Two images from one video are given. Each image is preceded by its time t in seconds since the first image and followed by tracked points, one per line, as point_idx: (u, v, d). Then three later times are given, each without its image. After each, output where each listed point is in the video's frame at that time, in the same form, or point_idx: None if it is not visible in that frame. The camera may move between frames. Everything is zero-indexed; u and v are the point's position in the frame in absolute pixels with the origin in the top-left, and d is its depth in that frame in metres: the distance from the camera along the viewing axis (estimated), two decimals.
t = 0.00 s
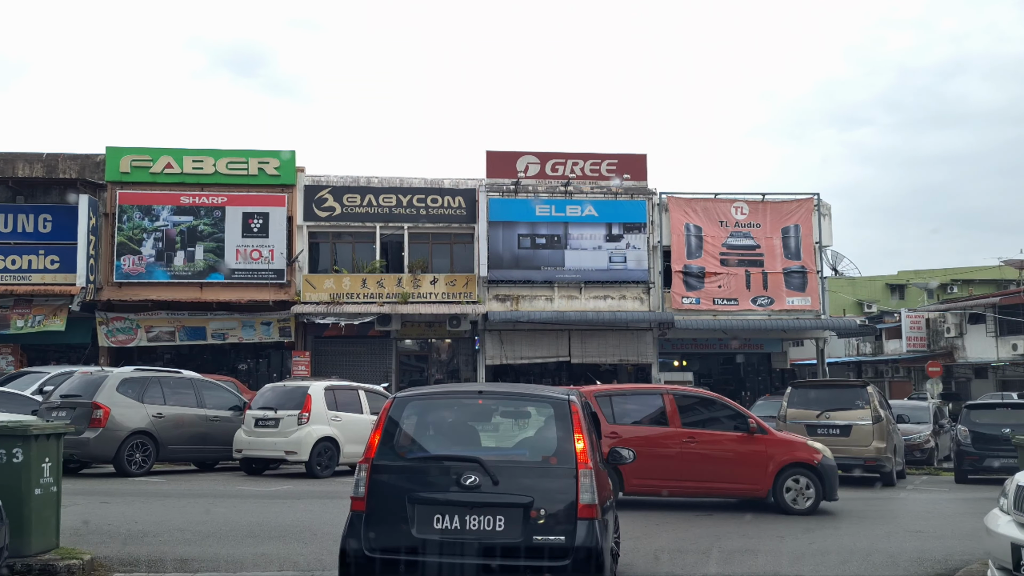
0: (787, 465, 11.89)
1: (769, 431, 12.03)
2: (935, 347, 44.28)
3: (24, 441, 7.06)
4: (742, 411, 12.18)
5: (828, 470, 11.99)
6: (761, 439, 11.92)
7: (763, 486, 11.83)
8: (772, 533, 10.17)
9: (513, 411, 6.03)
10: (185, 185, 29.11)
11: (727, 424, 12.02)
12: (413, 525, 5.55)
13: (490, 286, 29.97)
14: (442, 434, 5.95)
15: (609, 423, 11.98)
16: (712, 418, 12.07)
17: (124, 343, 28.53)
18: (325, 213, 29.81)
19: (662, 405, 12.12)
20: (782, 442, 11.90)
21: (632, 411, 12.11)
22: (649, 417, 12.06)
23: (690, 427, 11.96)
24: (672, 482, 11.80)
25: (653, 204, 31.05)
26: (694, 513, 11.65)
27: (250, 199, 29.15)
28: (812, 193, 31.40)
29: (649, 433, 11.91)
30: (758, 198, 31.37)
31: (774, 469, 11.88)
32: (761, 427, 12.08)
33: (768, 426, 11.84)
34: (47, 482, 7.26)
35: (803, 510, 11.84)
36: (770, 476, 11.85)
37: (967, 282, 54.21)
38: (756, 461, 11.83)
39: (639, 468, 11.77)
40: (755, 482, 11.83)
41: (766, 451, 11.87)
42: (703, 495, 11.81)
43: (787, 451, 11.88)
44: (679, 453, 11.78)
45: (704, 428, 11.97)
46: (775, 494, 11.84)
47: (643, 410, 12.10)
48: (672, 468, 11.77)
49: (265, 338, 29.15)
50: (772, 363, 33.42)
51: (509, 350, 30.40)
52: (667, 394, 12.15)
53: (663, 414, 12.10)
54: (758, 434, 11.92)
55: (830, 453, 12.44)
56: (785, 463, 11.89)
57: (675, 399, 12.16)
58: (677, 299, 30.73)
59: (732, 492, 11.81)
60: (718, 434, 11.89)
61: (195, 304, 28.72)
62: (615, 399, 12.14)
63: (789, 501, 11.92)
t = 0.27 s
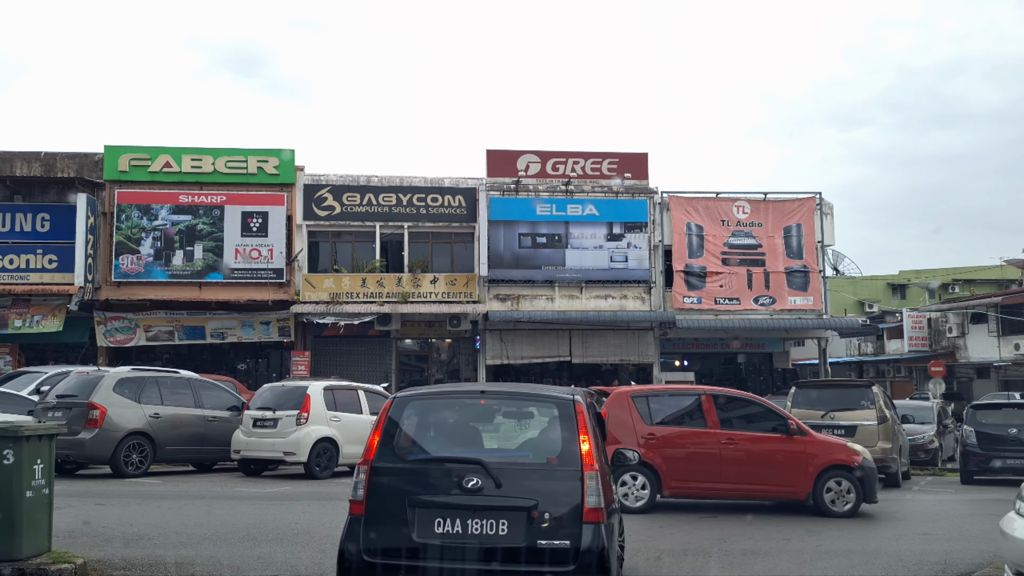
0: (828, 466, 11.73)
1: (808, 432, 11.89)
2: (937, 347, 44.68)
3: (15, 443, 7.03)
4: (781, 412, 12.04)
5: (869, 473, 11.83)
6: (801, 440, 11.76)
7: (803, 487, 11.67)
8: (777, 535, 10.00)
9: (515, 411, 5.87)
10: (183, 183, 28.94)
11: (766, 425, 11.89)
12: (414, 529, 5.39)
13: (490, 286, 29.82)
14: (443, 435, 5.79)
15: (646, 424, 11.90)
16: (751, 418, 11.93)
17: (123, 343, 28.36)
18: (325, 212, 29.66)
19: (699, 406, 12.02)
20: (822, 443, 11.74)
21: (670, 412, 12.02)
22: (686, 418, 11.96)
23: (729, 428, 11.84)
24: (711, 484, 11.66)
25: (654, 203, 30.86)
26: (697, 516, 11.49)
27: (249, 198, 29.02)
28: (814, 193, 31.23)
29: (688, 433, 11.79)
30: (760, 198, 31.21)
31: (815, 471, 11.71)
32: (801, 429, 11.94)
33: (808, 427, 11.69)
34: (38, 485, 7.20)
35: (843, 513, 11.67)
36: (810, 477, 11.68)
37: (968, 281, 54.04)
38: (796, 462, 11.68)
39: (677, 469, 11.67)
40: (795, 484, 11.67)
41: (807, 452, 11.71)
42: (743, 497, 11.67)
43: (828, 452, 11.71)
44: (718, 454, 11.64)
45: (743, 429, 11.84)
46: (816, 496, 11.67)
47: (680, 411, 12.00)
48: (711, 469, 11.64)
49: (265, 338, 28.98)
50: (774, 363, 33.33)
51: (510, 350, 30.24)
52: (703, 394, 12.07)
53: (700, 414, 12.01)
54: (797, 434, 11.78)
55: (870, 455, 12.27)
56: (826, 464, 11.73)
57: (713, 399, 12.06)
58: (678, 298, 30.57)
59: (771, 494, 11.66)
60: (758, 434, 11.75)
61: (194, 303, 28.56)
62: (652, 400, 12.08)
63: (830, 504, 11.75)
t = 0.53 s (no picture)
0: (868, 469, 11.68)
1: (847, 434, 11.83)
2: (939, 347, 44.06)
3: (9, 444, 7.02)
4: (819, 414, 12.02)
5: (908, 474, 11.78)
6: (840, 442, 11.74)
7: (843, 489, 11.64)
8: (782, 537, 9.89)
9: (517, 413, 5.78)
10: (183, 183, 28.85)
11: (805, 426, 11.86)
12: (414, 534, 5.29)
13: (491, 285, 29.73)
14: (443, 437, 5.69)
15: (685, 424, 11.80)
16: (790, 420, 11.88)
17: (122, 343, 28.26)
18: (325, 211, 29.56)
19: (737, 407, 11.96)
20: (862, 445, 11.69)
21: (708, 413, 11.94)
22: (725, 419, 11.89)
23: (768, 429, 11.79)
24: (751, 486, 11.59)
25: (655, 203, 30.76)
26: (699, 517, 11.40)
27: (249, 198, 28.93)
28: (815, 192, 31.12)
29: (726, 434, 11.73)
30: (761, 197, 31.11)
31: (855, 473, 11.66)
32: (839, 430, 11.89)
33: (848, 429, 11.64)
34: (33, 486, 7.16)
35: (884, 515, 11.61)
36: (850, 479, 11.66)
37: (970, 281, 53.91)
38: (835, 464, 11.65)
39: (717, 470, 11.57)
40: (835, 486, 11.64)
41: (847, 454, 11.67)
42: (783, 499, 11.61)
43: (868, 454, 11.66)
44: (756, 455, 11.59)
45: (782, 431, 11.78)
46: (856, 498, 11.62)
47: (718, 412, 11.92)
48: (752, 470, 11.57)
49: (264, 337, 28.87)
50: (775, 363, 33.25)
51: (510, 350, 30.13)
52: (742, 396, 12.02)
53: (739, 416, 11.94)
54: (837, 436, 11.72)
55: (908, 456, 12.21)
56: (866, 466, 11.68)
57: (751, 401, 12.01)
58: (679, 298, 30.45)
59: (812, 496, 11.61)
60: (798, 436, 11.69)
61: (194, 303, 28.46)
62: (690, 401, 11.99)
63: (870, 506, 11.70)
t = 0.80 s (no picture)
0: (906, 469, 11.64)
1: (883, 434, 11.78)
2: (939, 347, 44.12)
3: (7, 444, 7.02)
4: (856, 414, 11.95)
5: (945, 475, 11.74)
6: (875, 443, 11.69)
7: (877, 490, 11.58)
8: (783, 536, 9.84)
9: (517, 413, 5.75)
10: (182, 182, 28.82)
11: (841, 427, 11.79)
12: (414, 535, 5.25)
13: (491, 285, 29.70)
14: (444, 437, 5.66)
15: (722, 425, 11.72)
16: (826, 420, 11.82)
17: (122, 343, 28.24)
18: (325, 211, 29.53)
19: (773, 408, 11.90)
20: (899, 445, 11.65)
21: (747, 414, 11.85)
22: (762, 420, 11.82)
23: (806, 430, 11.72)
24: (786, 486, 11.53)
25: (655, 202, 30.74)
26: (700, 517, 11.36)
27: (249, 198, 28.90)
28: (815, 192, 31.09)
29: (763, 435, 11.66)
30: (762, 197, 31.09)
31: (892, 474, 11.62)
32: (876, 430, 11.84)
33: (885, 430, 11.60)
34: (31, 486, 7.15)
35: (921, 515, 11.58)
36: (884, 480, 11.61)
37: (970, 281, 53.87)
38: (873, 464, 11.61)
39: (755, 471, 11.50)
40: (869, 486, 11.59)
41: (884, 454, 11.62)
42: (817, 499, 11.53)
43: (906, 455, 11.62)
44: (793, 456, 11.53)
45: (819, 432, 11.72)
46: (893, 499, 11.58)
47: (755, 413, 11.82)
48: (791, 471, 11.50)
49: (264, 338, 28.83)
50: (775, 363, 33.22)
51: (510, 350, 30.09)
52: (778, 396, 11.96)
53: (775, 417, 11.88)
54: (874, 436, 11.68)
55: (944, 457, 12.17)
56: (903, 467, 11.64)
57: (788, 401, 11.94)
58: (680, 298, 30.42)
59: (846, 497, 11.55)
60: (835, 437, 11.64)
61: (194, 302, 28.42)
62: (727, 401, 11.89)
63: (907, 507, 11.66)
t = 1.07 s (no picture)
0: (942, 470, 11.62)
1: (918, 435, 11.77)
2: (939, 347, 44.15)
3: (8, 444, 7.03)
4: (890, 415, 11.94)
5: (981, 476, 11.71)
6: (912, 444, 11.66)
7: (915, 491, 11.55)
8: (782, 536, 9.84)
9: (517, 413, 5.76)
10: (183, 182, 28.83)
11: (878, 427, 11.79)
12: (414, 535, 5.26)
13: (492, 285, 29.71)
14: (444, 437, 5.67)
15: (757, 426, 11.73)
16: (861, 421, 11.82)
17: (122, 343, 28.26)
18: (325, 211, 29.53)
19: (808, 408, 11.90)
20: (936, 446, 11.63)
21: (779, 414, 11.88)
22: (797, 420, 11.82)
23: (842, 430, 11.71)
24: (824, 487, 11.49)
25: (655, 202, 30.77)
26: (699, 517, 11.36)
27: (249, 198, 28.91)
28: (815, 192, 31.10)
29: (798, 436, 11.65)
30: (762, 197, 31.10)
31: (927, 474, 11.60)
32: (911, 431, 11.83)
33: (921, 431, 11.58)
34: (32, 486, 7.16)
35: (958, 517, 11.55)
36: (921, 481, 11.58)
37: (970, 281, 53.85)
38: (909, 465, 11.59)
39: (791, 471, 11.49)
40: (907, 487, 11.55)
41: (920, 455, 11.60)
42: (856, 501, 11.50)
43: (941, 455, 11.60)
44: (828, 457, 11.52)
45: (854, 432, 11.71)
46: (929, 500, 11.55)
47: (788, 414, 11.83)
48: (826, 472, 11.48)
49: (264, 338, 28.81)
50: (776, 363, 33.23)
51: (510, 350, 30.10)
52: (813, 397, 11.95)
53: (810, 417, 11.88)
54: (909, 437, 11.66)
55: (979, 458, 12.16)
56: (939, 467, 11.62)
57: (823, 402, 11.94)
58: (680, 298, 30.44)
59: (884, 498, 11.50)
60: (870, 438, 11.63)
61: (194, 302, 28.43)
62: (762, 402, 11.91)
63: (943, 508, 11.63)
